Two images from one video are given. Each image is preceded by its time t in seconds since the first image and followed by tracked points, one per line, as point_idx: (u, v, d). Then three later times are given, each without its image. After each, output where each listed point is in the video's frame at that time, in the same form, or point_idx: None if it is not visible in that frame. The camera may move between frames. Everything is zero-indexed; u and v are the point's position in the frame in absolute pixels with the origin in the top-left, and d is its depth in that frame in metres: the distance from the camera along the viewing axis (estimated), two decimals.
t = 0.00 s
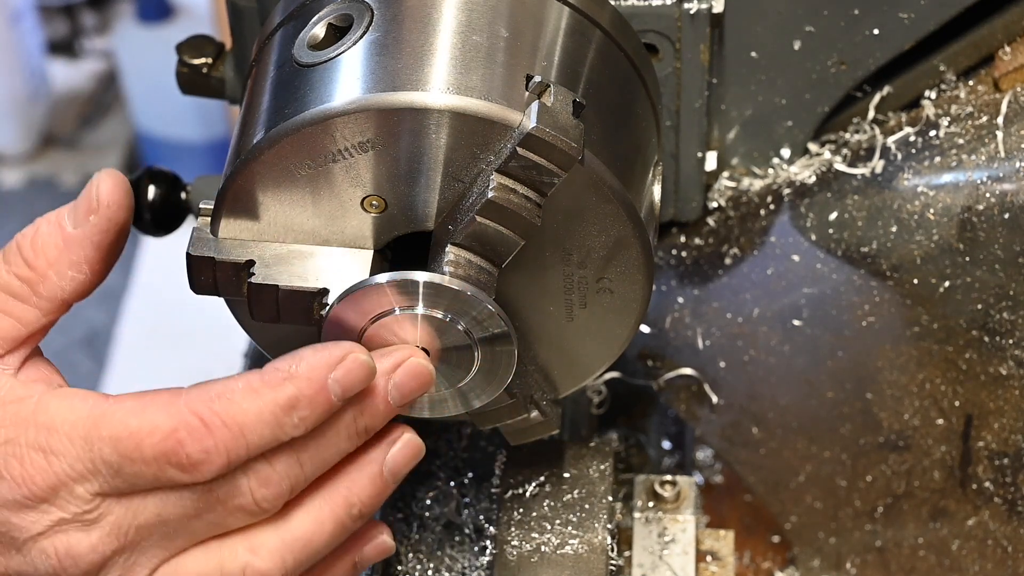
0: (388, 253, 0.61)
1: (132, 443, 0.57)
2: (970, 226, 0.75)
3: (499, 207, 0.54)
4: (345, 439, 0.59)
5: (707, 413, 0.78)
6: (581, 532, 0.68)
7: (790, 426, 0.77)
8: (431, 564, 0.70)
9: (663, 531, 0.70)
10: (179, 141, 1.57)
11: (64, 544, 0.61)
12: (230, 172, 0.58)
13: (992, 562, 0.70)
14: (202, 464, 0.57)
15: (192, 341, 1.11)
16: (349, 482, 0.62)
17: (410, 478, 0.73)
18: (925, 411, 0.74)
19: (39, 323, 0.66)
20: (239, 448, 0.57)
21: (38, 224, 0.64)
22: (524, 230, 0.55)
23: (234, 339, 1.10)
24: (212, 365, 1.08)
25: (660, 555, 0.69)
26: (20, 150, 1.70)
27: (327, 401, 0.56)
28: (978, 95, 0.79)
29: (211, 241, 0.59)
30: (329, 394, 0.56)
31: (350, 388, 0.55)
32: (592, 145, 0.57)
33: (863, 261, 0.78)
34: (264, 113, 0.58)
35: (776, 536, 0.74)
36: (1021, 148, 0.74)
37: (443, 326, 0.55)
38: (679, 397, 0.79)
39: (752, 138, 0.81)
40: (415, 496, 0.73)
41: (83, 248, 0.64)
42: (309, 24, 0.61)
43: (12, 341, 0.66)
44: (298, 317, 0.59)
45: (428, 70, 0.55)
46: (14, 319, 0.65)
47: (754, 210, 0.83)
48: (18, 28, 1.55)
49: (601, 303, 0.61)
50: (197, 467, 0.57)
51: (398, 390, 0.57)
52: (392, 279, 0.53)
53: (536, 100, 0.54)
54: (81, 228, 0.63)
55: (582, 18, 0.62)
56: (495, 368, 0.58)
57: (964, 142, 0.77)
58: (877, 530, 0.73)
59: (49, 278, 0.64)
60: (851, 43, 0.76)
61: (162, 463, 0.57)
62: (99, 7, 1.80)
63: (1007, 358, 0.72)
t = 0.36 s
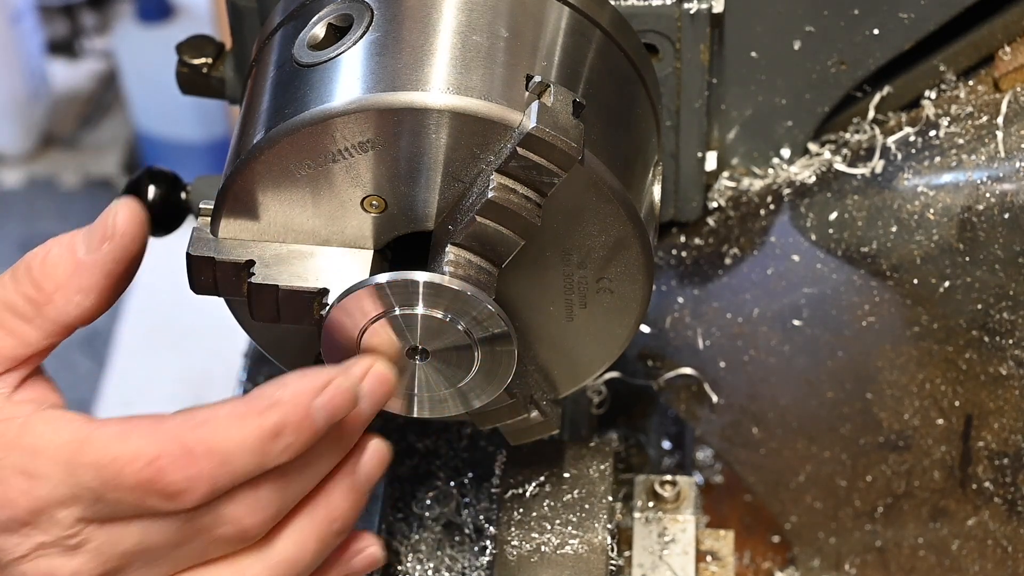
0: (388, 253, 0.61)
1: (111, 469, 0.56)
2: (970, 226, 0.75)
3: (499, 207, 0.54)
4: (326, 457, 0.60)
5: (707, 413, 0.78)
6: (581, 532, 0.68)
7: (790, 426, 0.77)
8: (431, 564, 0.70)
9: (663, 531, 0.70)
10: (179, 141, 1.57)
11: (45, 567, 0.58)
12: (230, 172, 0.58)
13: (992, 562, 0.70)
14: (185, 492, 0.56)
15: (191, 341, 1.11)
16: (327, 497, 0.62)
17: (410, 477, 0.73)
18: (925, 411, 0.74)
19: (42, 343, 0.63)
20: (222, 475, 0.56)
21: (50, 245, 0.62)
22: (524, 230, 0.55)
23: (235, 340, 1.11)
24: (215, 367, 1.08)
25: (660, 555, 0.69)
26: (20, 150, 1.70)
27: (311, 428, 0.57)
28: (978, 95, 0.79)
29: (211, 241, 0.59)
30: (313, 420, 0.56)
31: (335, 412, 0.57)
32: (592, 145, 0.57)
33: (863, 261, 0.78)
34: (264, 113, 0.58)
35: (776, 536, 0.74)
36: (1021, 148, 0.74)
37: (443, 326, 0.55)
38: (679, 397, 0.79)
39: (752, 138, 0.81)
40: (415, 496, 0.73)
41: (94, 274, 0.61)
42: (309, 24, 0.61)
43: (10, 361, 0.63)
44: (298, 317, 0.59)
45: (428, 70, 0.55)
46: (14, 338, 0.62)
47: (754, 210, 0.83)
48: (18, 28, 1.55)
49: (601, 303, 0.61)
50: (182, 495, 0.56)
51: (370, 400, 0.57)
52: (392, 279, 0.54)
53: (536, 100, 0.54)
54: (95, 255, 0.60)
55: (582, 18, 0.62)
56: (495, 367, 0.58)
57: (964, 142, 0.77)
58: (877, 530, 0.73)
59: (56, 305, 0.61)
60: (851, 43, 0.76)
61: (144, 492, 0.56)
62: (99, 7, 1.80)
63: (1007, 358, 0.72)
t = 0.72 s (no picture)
0: (388, 253, 0.61)
1: None
2: (970, 226, 0.75)
3: (499, 207, 0.54)
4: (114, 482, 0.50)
5: (707, 413, 0.78)
6: (581, 532, 0.68)
7: (790, 426, 0.77)
8: (430, 564, 0.70)
9: (663, 531, 0.70)
10: (180, 142, 1.57)
11: None
12: (230, 172, 0.58)
13: (992, 562, 0.70)
14: None
15: (191, 340, 1.11)
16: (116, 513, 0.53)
17: (410, 477, 0.73)
18: (924, 411, 0.74)
19: None
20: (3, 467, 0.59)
21: None
22: (524, 230, 0.55)
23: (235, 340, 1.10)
24: (213, 366, 1.08)
25: (660, 555, 0.69)
26: (20, 150, 1.70)
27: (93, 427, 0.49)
28: (978, 95, 0.79)
29: (211, 241, 0.59)
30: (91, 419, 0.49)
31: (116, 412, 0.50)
32: (592, 145, 0.57)
33: (863, 261, 0.78)
34: (264, 113, 0.58)
35: (776, 536, 0.74)
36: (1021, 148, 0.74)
37: (442, 326, 0.55)
38: (678, 397, 0.79)
39: (752, 138, 0.81)
40: (415, 495, 0.73)
41: None
42: (309, 24, 0.61)
43: None
44: (298, 317, 0.59)
45: (428, 70, 0.55)
46: None
47: (754, 210, 0.83)
48: (18, 28, 1.55)
49: (601, 303, 0.61)
50: None
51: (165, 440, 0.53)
52: (392, 279, 0.54)
53: (536, 100, 0.54)
54: None
55: (582, 18, 0.62)
56: (494, 368, 0.58)
57: (964, 142, 0.77)
58: (877, 530, 0.73)
59: None
60: (851, 43, 0.76)
61: None
62: (99, 7, 1.80)
63: (1007, 358, 0.72)
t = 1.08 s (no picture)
0: (388, 253, 0.61)
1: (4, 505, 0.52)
2: (970, 226, 0.75)
3: (499, 207, 0.54)
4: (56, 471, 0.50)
5: (707, 413, 0.78)
6: (581, 532, 0.68)
7: (790, 426, 0.77)
8: (431, 564, 0.70)
9: (663, 531, 0.70)
10: (179, 142, 1.57)
11: None
12: (230, 172, 0.58)
13: (992, 562, 0.70)
14: None
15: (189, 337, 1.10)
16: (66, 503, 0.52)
17: (410, 477, 0.73)
18: (925, 411, 0.74)
19: None
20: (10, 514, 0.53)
21: None
22: (524, 231, 0.55)
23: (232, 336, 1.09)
24: (211, 365, 1.07)
25: (660, 555, 0.69)
26: (20, 150, 1.70)
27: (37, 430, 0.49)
28: (978, 95, 0.79)
29: (211, 241, 0.59)
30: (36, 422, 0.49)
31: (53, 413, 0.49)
32: (592, 145, 0.57)
33: (863, 261, 0.78)
34: (264, 113, 0.58)
35: (776, 536, 0.74)
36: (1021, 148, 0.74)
37: (442, 326, 0.55)
38: (678, 397, 0.79)
39: (751, 138, 0.81)
40: (415, 495, 0.73)
41: None
42: (309, 24, 0.61)
43: None
44: (298, 317, 0.59)
45: (428, 70, 0.55)
46: None
47: (754, 210, 0.83)
48: (18, 28, 1.55)
49: (601, 303, 0.61)
50: None
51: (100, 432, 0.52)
52: (392, 280, 0.54)
53: (536, 100, 0.54)
54: None
55: (582, 18, 0.62)
56: (494, 368, 0.58)
57: (964, 142, 0.77)
58: (877, 530, 0.73)
59: None
60: (851, 43, 0.76)
61: None
62: (99, 7, 1.79)
63: (1007, 358, 0.72)
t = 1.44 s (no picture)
0: (388, 253, 0.61)
1: (103, 442, 0.50)
2: (970, 226, 0.75)
3: (499, 207, 0.54)
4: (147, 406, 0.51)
5: (707, 412, 0.78)
6: (581, 532, 0.68)
7: (790, 426, 0.76)
8: (431, 564, 0.70)
9: (663, 531, 0.70)
10: (179, 141, 1.57)
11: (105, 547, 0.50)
12: (230, 172, 0.58)
13: (992, 562, 0.70)
14: (72, 474, 0.49)
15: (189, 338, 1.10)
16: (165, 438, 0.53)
17: (409, 477, 0.73)
18: (925, 411, 0.74)
19: None
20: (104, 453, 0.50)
21: None
22: (524, 231, 0.55)
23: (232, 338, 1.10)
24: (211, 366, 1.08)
25: (660, 555, 0.69)
26: (20, 150, 1.70)
27: (158, 382, 0.52)
28: (978, 95, 0.79)
29: (211, 241, 0.59)
30: (161, 374, 0.52)
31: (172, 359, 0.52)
32: (592, 145, 0.57)
33: (863, 261, 0.78)
34: (264, 113, 0.58)
35: (776, 536, 0.74)
36: (1021, 148, 0.74)
37: (442, 326, 0.55)
38: (678, 397, 0.79)
39: (752, 138, 0.81)
40: (415, 495, 0.73)
41: None
42: (309, 24, 0.61)
43: None
44: (297, 317, 0.59)
45: (428, 70, 0.55)
46: None
47: (754, 210, 0.83)
48: (18, 28, 1.55)
49: (601, 303, 0.61)
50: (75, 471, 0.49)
51: (184, 375, 0.52)
52: (392, 280, 0.54)
53: (536, 100, 0.54)
54: None
55: (582, 19, 0.62)
56: (494, 369, 0.58)
57: (964, 142, 0.77)
58: (877, 530, 0.72)
59: None
60: (852, 42, 0.76)
61: (28, 474, 0.48)
62: (99, 7, 1.79)
63: (1007, 358, 0.72)
